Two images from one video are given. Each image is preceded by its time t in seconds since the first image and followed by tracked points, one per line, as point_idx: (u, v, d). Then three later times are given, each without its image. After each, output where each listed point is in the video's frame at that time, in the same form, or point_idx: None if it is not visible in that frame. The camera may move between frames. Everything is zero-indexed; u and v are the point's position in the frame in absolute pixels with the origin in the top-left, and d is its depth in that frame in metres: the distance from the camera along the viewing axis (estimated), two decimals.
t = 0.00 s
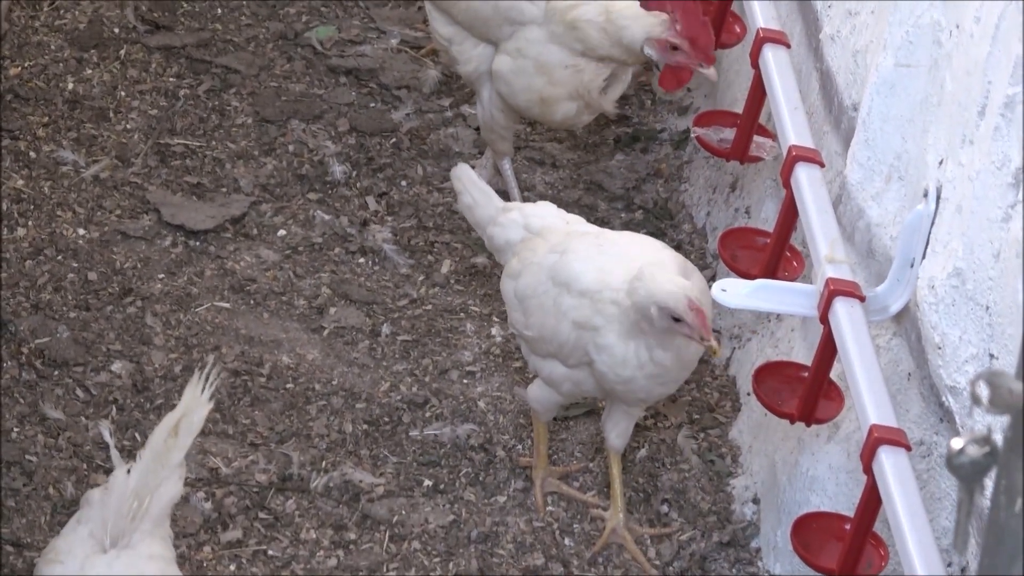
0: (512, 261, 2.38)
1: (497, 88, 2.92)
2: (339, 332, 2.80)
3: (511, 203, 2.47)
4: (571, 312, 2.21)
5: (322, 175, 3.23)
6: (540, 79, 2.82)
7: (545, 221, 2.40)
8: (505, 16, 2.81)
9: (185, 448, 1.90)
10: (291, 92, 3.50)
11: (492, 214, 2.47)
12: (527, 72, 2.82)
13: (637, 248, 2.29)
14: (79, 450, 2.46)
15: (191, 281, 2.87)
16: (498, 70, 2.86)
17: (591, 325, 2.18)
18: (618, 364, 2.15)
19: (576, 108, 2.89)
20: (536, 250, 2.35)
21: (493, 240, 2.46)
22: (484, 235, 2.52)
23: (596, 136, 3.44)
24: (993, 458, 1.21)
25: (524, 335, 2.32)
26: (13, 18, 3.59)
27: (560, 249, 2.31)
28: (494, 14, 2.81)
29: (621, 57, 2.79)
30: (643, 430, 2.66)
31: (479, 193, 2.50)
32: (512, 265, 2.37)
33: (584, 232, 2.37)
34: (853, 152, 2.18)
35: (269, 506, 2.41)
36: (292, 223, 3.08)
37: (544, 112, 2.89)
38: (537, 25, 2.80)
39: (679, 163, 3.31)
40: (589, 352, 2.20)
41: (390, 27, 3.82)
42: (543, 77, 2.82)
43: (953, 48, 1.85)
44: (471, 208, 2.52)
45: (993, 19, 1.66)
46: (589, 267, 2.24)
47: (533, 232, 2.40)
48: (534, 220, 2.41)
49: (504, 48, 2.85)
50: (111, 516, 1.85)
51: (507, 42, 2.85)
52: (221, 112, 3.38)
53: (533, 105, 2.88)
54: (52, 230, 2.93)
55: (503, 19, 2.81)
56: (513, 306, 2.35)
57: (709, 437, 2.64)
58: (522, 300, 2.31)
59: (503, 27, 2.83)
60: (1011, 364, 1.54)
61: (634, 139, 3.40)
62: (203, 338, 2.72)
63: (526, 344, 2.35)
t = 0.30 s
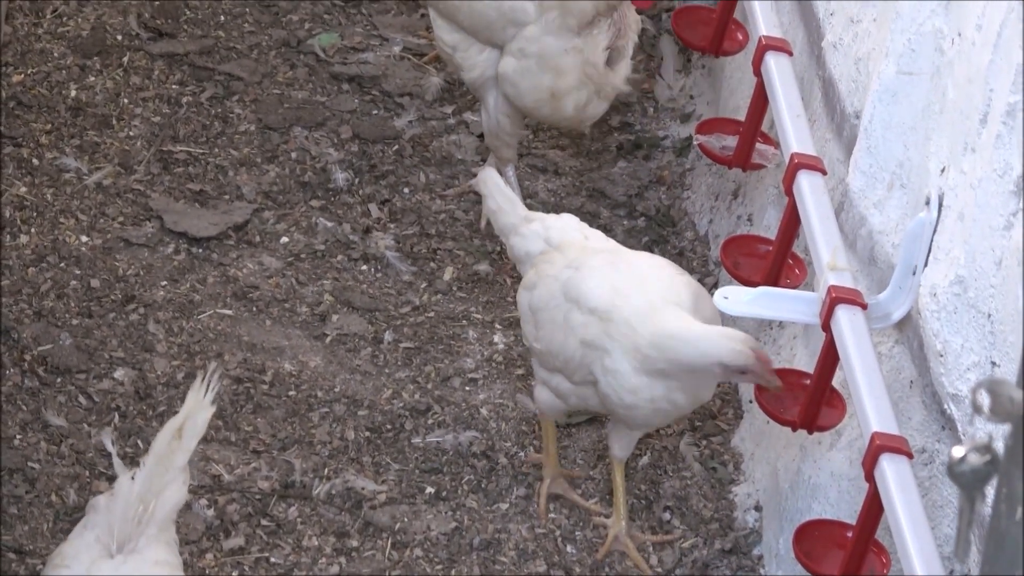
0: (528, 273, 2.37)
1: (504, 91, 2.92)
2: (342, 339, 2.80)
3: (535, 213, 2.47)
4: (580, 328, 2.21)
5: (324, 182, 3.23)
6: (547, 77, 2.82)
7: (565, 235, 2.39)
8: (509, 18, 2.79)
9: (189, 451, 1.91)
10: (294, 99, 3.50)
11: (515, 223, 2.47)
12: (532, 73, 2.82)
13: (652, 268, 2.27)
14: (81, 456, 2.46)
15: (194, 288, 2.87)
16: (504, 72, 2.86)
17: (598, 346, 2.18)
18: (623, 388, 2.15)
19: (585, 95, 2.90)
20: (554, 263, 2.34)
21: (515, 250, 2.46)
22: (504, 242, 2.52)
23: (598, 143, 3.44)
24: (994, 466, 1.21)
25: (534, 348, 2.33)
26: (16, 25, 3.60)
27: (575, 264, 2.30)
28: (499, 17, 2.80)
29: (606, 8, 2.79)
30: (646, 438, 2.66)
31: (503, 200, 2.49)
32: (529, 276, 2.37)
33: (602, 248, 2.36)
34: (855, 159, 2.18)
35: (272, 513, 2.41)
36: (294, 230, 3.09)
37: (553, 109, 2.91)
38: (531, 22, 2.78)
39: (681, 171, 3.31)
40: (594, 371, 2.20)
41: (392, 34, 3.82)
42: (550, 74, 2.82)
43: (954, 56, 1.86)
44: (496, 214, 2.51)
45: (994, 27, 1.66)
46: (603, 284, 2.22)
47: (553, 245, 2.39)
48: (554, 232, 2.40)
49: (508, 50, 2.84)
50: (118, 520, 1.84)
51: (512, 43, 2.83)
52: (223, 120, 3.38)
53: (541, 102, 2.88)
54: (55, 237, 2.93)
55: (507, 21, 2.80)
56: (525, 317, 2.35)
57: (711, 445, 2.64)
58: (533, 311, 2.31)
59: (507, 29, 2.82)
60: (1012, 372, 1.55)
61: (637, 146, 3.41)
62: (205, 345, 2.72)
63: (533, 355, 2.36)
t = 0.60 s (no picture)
0: (507, 306, 2.39)
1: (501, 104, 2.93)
2: (342, 356, 2.80)
3: (518, 240, 2.50)
4: (559, 370, 2.22)
5: (324, 199, 3.24)
6: (545, 90, 2.82)
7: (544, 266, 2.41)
8: (507, 31, 2.81)
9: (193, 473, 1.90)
10: (294, 115, 3.51)
11: (500, 250, 2.50)
12: (529, 86, 2.83)
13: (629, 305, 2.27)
14: (81, 474, 2.45)
15: (195, 304, 2.87)
16: (502, 85, 2.87)
17: (583, 388, 2.19)
18: (613, 428, 2.17)
19: (583, 109, 2.90)
20: (529, 298, 2.35)
21: (498, 277, 2.49)
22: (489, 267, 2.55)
23: (599, 159, 3.45)
24: (992, 485, 1.21)
25: (517, 384, 2.35)
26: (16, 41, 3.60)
27: (550, 300, 2.31)
28: (496, 30, 2.82)
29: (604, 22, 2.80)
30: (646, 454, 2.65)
31: (491, 225, 2.53)
32: (507, 309, 2.38)
33: (580, 281, 2.37)
34: (855, 176, 2.19)
35: (271, 530, 2.40)
36: (295, 247, 3.09)
37: (553, 122, 2.90)
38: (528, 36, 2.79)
39: (682, 187, 3.32)
40: (581, 412, 2.21)
41: (393, 50, 3.84)
42: (547, 88, 2.82)
43: (954, 72, 1.86)
44: (483, 239, 2.54)
45: (993, 43, 1.66)
46: (580, 325, 2.22)
47: (533, 276, 2.42)
48: (534, 263, 2.43)
49: (506, 64, 2.86)
50: (121, 539, 1.84)
51: (509, 57, 2.84)
52: (224, 136, 3.39)
53: (540, 116, 2.88)
54: (56, 254, 2.93)
55: (504, 35, 2.82)
56: (507, 352, 2.37)
57: (711, 462, 2.64)
58: (514, 348, 2.34)
59: (505, 43, 2.83)
60: (1011, 390, 1.55)
61: (637, 162, 3.42)
62: (206, 362, 2.72)
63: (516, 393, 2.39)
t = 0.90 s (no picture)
0: (485, 349, 2.37)
1: (497, 132, 2.94)
2: (342, 384, 2.81)
3: (487, 284, 2.44)
4: (550, 408, 2.22)
5: (324, 227, 3.25)
6: (543, 116, 2.82)
7: (519, 305, 2.36)
8: (501, 59, 2.85)
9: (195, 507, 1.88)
10: (295, 143, 3.53)
11: (470, 296, 2.44)
12: (525, 112, 2.83)
13: (612, 336, 2.28)
14: (80, 502, 2.46)
15: (194, 333, 2.88)
16: (497, 114, 2.88)
17: (577, 423, 2.19)
18: (612, 460, 2.18)
19: (583, 131, 2.89)
20: (510, 338, 2.33)
21: (469, 323, 2.44)
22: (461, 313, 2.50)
23: (599, 187, 3.46)
24: (989, 517, 1.25)
25: (504, 425, 2.34)
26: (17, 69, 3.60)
27: (533, 338, 2.29)
28: (491, 58, 2.86)
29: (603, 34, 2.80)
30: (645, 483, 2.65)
31: (457, 273, 2.46)
32: (486, 353, 2.36)
33: (558, 317, 2.35)
34: (855, 206, 2.21)
35: (271, 559, 2.39)
36: (295, 275, 3.10)
37: (549, 149, 2.89)
38: (522, 64, 2.83)
39: (681, 216, 3.34)
40: (576, 446, 2.22)
41: (393, 79, 3.86)
42: (544, 114, 2.82)
43: (954, 102, 1.85)
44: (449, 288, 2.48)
45: (992, 74, 1.67)
46: (569, 361, 2.22)
47: (507, 317, 2.37)
48: (508, 304, 2.37)
49: (501, 92, 2.88)
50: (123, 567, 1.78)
51: (504, 85, 2.88)
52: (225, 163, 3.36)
53: (538, 143, 2.88)
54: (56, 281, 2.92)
55: (499, 62, 2.86)
56: (490, 394, 2.36)
57: (710, 490, 2.64)
58: (499, 389, 2.32)
59: (500, 70, 2.87)
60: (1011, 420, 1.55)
61: (637, 191, 3.43)
62: (205, 391, 2.73)
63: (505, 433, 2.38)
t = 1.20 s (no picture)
0: (484, 368, 2.35)
1: (498, 148, 2.95)
2: (342, 401, 2.80)
3: (483, 302, 2.43)
4: (549, 425, 2.22)
5: (325, 243, 3.25)
6: (547, 129, 2.82)
7: (517, 323, 2.35)
8: (501, 73, 2.87)
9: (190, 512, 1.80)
10: (295, 159, 3.54)
11: (466, 314, 2.43)
12: (528, 126, 2.84)
13: (610, 351, 2.28)
14: (80, 518, 2.46)
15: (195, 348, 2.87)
16: (500, 130, 2.89)
17: (577, 439, 2.20)
18: (613, 475, 2.18)
19: (587, 144, 2.88)
20: (507, 356, 2.32)
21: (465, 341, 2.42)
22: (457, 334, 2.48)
23: (599, 203, 3.46)
24: (990, 536, 1.25)
25: (503, 443, 2.34)
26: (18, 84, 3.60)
27: (531, 355, 2.29)
28: (491, 72, 2.88)
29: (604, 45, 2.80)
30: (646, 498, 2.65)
31: (452, 293, 2.45)
32: (484, 371, 2.35)
33: (555, 334, 2.34)
34: (855, 222, 2.21)
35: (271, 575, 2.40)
36: (295, 290, 3.08)
37: (556, 163, 2.89)
38: (524, 79, 2.84)
39: (682, 232, 3.34)
40: (577, 462, 2.22)
41: (394, 94, 3.87)
42: (549, 127, 2.82)
43: (954, 118, 1.85)
44: (444, 307, 2.47)
45: (993, 90, 1.68)
46: (567, 377, 2.22)
47: (504, 335, 2.35)
48: (504, 322, 2.35)
49: (502, 107, 2.90)
50: None
51: (506, 99, 2.89)
52: (225, 179, 3.40)
53: (543, 157, 2.87)
54: (56, 297, 2.92)
55: (499, 76, 2.87)
56: (489, 412, 2.36)
57: (711, 507, 2.64)
58: (497, 408, 2.32)
59: (501, 85, 2.89)
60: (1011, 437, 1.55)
61: (638, 206, 3.44)
62: (206, 407, 2.72)
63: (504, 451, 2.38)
